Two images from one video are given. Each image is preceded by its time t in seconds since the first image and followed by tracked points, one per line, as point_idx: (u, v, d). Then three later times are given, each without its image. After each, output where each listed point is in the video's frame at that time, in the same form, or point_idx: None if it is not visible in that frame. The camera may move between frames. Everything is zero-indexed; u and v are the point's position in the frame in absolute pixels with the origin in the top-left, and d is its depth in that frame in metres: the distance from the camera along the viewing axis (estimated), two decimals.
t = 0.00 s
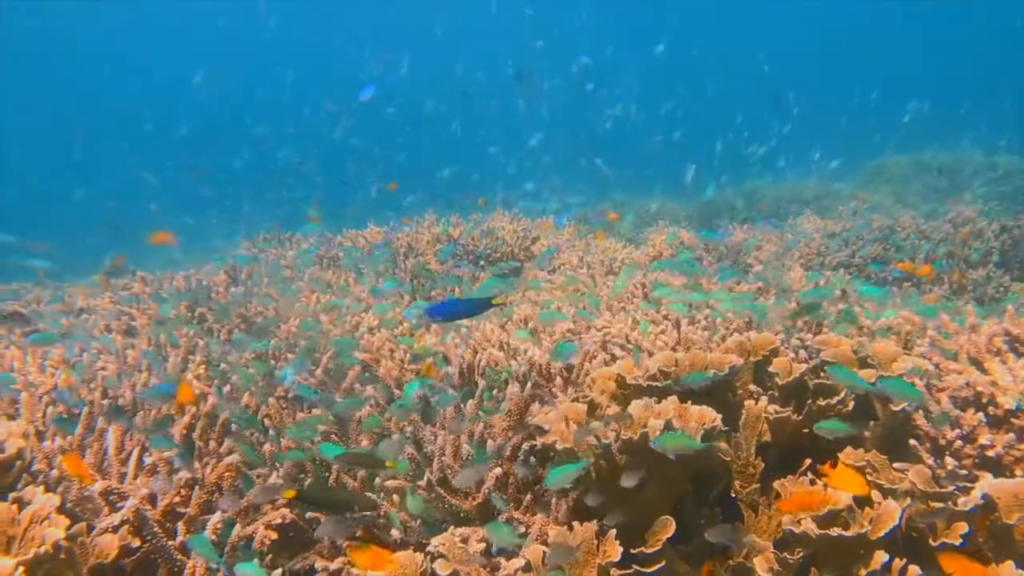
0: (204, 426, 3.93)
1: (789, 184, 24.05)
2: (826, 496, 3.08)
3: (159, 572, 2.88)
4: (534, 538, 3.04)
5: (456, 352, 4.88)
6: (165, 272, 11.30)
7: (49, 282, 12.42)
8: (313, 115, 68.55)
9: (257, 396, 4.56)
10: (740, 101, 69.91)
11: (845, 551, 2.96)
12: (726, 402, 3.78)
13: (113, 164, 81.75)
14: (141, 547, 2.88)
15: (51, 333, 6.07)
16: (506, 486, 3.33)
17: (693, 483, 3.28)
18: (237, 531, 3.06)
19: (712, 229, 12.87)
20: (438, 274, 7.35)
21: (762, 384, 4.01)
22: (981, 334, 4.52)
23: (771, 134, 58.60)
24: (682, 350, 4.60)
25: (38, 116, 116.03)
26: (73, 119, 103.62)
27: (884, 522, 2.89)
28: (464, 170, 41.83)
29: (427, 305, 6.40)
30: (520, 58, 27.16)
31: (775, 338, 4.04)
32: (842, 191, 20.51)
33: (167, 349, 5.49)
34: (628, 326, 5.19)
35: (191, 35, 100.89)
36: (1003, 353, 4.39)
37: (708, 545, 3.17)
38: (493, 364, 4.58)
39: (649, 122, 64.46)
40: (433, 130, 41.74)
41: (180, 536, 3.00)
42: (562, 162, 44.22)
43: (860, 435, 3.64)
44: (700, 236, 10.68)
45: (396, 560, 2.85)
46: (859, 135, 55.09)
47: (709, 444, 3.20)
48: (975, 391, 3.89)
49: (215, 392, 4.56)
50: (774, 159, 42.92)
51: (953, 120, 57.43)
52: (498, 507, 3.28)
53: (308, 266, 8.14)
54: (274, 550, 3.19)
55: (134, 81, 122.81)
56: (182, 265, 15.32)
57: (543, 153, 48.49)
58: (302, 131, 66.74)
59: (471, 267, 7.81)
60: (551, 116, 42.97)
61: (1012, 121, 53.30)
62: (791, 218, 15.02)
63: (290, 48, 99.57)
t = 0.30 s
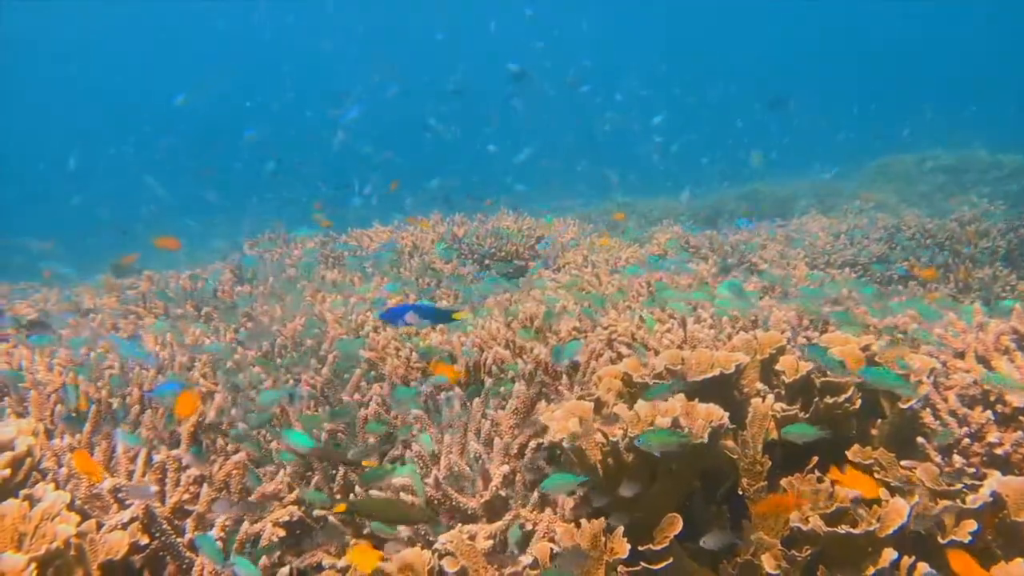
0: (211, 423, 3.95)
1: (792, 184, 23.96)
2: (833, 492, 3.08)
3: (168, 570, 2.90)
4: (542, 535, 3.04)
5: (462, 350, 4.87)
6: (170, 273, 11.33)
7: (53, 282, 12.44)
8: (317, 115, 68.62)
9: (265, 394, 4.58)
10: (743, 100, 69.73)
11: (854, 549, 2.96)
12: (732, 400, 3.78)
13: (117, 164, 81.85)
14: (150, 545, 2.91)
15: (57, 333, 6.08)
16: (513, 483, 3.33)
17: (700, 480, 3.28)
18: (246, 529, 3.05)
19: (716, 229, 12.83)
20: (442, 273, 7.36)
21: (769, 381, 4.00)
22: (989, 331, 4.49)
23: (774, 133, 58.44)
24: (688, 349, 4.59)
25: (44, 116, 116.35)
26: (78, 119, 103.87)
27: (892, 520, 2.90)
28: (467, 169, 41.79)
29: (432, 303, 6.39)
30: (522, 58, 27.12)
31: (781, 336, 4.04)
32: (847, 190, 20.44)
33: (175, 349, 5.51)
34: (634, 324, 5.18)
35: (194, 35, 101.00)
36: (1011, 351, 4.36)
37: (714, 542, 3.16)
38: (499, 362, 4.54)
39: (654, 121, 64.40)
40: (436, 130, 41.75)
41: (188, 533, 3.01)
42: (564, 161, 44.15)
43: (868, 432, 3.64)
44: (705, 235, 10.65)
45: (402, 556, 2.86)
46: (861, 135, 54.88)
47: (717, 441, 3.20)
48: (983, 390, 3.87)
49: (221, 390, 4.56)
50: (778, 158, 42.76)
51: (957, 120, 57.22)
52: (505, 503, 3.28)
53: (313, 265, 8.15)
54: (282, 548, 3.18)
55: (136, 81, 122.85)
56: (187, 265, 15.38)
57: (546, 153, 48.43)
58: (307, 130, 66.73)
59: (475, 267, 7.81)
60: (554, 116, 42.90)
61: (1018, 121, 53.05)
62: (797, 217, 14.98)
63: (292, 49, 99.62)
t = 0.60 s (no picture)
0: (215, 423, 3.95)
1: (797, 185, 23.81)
2: (841, 491, 3.06)
3: (174, 569, 2.89)
4: (548, 532, 3.05)
5: (467, 350, 4.88)
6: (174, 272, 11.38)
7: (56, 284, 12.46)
8: (320, 116, 68.73)
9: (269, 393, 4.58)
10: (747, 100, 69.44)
11: (861, 547, 2.96)
12: (739, 399, 3.77)
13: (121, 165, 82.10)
14: (156, 542, 2.90)
15: (64, 333, 6.10)
16: (518, 480, 3.33)
17: (706, 478, 3.28)
18: (252, 528, 3.05)
19: (720, 228, 12.83)
20: (446, 272, 7.37)
21: (775, 379, 3.99)
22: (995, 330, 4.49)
23: (777, 133, 58.34)
24: (694, 346, 4.58)
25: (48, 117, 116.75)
26: (82, 120, 104.18)
27: (900, 518, 2.90)
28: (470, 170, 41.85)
29: (436, 303, 6.40)
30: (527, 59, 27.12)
31: (786, 334, 4.04)
32: (851, 188, 20.41)
33: (180, 349, 5.52)
34: (639, 322, 5.17)
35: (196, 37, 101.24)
36: (1019, 350, 4.34)
37: (721, 540, 3.15)
38: (504, 361, 4.55)
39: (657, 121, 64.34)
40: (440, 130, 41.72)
41: (194, 531, 3.01)
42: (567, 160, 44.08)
43: (873, 431, 3.63)
44: (710, 235, 10.64)
45: (410, 553, 2.86)
46: (864, 134, 54.78)
47: (722, 439, 3.20)
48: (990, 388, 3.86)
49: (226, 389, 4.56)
50: (781, 158, 42.73)
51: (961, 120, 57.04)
52: (510, 501, 3.28)
53: (318, 265, 8.17)
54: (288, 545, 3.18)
55: (139, 81, 123.03)
56: (192, 264, 15.43)
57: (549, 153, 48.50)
58: (310, 130, 66.86)
59: (479, 266, 7.82)
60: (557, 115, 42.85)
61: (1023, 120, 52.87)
62: (801, 217, 14.98)
63: (295, 50, 99.83)
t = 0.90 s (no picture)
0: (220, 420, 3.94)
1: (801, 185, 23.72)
2: (848, 488, 3.03)
3: (179, 566, 2.87)
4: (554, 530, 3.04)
5: (472, 348, 4.88)
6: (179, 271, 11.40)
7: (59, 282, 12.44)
8: (323, 117, 68.69)
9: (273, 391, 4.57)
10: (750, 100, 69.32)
11: (870, 544, 2.93)
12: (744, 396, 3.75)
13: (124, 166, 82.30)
14: (161, 540, 2.88)
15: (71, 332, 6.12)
16: (523, 478, 3.31)
17: (713, 475, 3.26)
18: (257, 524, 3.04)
19: (725, 228, 12.83)
20: (451, 272, 7.36)
21: (782, 377, 3.97)
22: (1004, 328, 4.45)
23: (780, 133, 58.18)
24: (699, 344, 4.56)
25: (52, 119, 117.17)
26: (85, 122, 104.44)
27: (909, 515, 2.87)
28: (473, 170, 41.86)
29: (440, 303, 6.39)
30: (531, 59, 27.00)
31: (793, 331, 4.02)
32: (855, 188, 20.40)
33: (184, 348, 5.53)
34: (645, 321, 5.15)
35: (199, 38, 101.32)
36: None
37: (728, 539, 3.13)
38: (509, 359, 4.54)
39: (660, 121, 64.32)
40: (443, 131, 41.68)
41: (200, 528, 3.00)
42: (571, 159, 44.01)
43: (881, 429, 3.61)
44: (714, 234, 10.62)
45: (415, 550, 2.85)
46: (868, 134, 54.61)
47: (728, 436, 3.19)
48: (999, 384, 3.81)
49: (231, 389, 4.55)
50: (784, 157, 42.68)
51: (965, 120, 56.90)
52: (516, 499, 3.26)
53: (322, 265, 8.17)
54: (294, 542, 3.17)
55: (141, 81, 123.10)
56: (195, 264, 15.47)
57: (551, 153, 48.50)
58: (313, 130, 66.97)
59: (483, 265, 7.81)
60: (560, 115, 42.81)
61: None
62: (806, 217, 14.98)
63: (299, 52, 100.08)
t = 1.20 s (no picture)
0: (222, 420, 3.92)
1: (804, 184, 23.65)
2: (854, 486, 3.02)
3: (183, 564, 2.84)
4: (559, 528, 3.02)
5: (475, 346, 4.86)
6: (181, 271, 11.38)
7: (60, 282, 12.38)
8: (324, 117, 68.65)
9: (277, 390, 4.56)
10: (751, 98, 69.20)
11: (876, 542, 2.92)
12: (750, 394, 3.75)
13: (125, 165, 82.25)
14: (164, 539, 2.87)
15: (75, 330, 6.11)
16: (529, 474, 3.29)
17: (719, 474, 3.25)
18: (260, 524, 3.02)
19: (729, 228, 12.78)
20: (454, 271, 7.36)
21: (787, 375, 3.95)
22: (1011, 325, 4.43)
23: (782, 133, 58.09)
24: (704, 342, 4.55)
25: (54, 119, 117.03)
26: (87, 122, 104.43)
27: (917, 511, 2.86)
28: (474, 169, 41.77)
29: (443, 302, 6.39)
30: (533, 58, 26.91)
31: (798, 329, 4.02)
32: (859, 188, 20.36)
33: (189, 347, 5.52)
34: (649, 319, 5.15)
35: (201, 38, 101.27)
36: None
37: (735, 537, 3.11)
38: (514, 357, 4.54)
39: (662, 120, 64.25)
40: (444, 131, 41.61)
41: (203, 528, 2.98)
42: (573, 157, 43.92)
43: (887, 426, 3.60)
44: (717, 233, 10.60)
45: (421, 548, 2.83)
46: (870, 133, 54.52)
47: (735, 434, 3.18)
48: (1006, 382, 3.78)
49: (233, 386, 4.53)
50: (787, 156, 42.57)
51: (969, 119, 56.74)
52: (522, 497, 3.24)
53: (325, 264, 8.17)
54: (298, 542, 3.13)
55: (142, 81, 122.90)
56: (198, 264, 15.44)
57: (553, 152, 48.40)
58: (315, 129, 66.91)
59: (487, 263, 7.81)
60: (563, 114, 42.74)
61: None
62: (808, 216, 14.96)
63: (300, 52, 100.06)
